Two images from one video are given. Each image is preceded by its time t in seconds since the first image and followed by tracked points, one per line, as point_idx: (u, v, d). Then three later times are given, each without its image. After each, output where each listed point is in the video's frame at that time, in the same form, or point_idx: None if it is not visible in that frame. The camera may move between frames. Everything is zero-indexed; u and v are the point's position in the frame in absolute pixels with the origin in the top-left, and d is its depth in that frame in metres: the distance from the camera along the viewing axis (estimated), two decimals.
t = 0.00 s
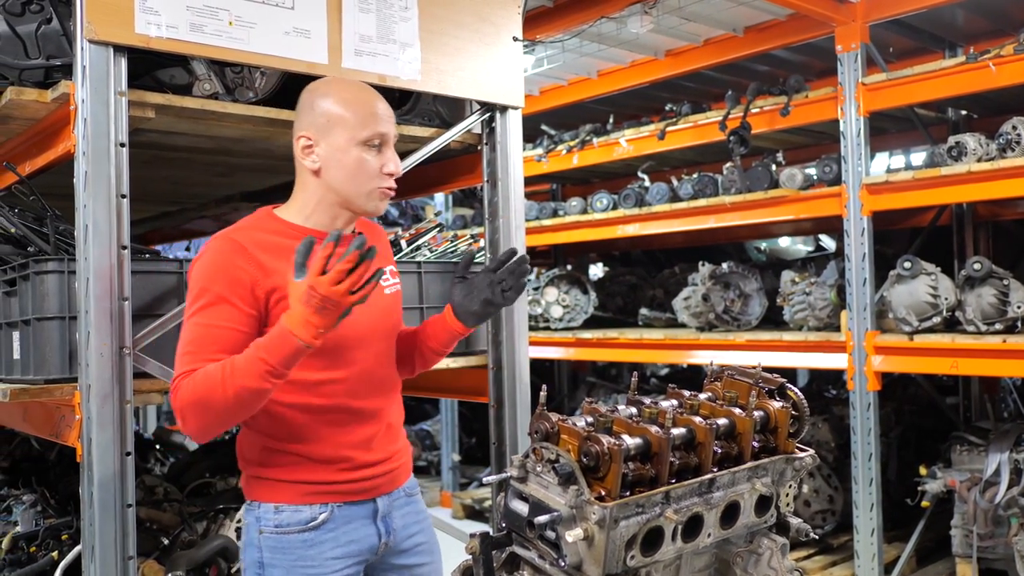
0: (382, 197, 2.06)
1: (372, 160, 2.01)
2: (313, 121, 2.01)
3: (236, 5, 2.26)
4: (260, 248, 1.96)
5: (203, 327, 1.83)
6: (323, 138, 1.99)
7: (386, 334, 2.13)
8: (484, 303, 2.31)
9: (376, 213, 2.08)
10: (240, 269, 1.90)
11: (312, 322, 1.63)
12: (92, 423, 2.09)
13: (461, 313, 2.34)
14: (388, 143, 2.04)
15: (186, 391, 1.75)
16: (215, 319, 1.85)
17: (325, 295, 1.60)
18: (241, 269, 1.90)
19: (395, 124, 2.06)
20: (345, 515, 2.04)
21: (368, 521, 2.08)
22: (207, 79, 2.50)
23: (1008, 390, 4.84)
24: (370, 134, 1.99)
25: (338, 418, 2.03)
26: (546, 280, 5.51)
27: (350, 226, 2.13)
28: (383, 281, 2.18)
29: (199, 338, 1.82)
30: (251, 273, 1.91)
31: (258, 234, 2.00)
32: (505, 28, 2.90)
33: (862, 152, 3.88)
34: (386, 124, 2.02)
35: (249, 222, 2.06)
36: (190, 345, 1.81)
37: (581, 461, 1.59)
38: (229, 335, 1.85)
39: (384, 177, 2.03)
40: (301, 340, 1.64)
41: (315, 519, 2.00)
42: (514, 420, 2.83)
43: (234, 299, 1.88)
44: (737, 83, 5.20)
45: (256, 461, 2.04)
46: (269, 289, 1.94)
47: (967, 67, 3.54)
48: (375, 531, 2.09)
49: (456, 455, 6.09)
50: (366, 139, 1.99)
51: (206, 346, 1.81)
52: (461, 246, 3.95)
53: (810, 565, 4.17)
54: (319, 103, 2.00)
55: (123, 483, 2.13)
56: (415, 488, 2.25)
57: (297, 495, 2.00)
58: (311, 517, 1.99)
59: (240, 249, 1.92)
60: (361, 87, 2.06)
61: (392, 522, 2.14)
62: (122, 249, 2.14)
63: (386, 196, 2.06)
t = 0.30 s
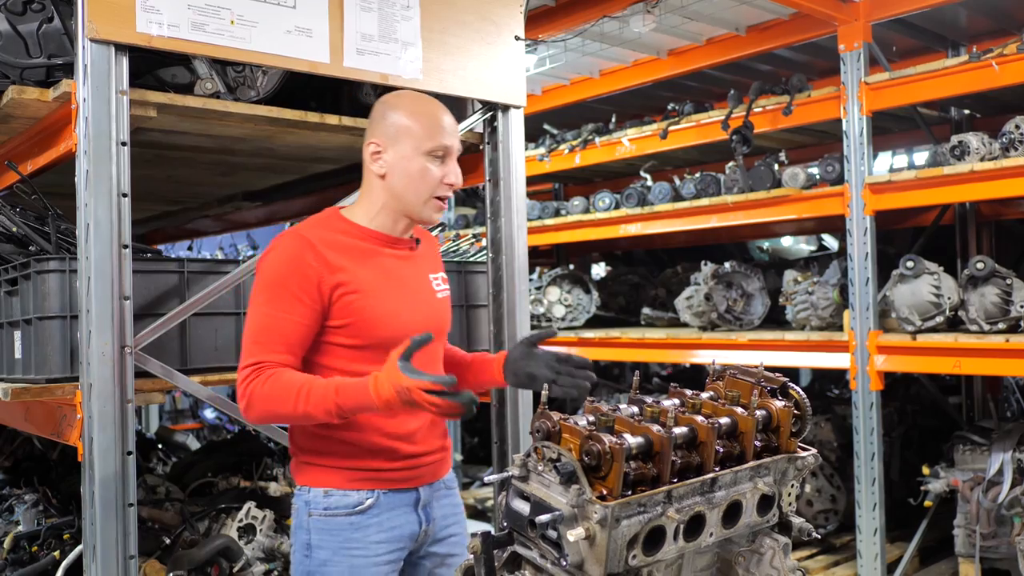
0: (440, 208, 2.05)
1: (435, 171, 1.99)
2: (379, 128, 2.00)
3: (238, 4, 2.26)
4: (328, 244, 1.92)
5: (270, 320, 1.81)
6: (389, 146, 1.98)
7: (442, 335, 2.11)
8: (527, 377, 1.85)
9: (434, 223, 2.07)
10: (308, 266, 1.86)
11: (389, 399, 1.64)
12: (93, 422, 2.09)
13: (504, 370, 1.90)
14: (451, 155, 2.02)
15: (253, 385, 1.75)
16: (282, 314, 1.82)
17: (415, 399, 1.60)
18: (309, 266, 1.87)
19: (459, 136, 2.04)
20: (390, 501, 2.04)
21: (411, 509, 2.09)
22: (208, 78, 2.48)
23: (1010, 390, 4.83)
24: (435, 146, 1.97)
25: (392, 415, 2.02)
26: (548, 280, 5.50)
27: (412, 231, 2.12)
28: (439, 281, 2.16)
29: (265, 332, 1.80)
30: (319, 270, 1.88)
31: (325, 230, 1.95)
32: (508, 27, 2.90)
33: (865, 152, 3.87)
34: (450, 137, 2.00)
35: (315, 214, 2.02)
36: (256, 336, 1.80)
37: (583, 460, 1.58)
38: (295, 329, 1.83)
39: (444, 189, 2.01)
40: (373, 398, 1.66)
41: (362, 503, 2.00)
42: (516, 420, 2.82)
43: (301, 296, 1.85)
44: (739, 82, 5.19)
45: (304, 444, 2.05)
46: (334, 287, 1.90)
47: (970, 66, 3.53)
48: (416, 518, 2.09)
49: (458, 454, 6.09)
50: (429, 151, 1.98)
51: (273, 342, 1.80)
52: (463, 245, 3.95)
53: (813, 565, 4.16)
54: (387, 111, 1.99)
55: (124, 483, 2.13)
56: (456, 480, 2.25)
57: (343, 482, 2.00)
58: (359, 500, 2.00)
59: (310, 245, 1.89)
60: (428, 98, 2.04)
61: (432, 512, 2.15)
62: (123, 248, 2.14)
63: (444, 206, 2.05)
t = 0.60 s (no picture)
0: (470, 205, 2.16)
1: (462, 170, 2.11)
2: (412, 131, 2.14)
3: None
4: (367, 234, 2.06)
5: (317, 296, 1.90)
6: (420, 148, 2.12)
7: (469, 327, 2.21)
8: (573, 317, 1.94)
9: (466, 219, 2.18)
10: (351, 251, 2.00)
11: (430, 317, 1.71)
12: (90, 420, 2.08)
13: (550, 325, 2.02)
14: (479, 156, 2.13)
15: (299, 350, 1.82)
16: (328, 290, 1.92)
17: (449, 300, 1.70)
18: (352, 251, 2.00)
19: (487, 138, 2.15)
20: (417, 485, 2.11)
21: (437, 494, 2.15)
22: (206, 75, 2.46)
23: (1010, 389, 4.82)
24: (461, 147, 2.09)
25: (423, 399, 2.11)
26: (547, 279, 5.49)
27: (447, 226, 2.25)
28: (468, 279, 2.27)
29: (312, 305, 1.88)
30: (360, 255, 2.01)
31: (365, 224, 2.11)
32: (506, 24, 2.88)
33: (865, 151, 3.87)
34: (477, 138, 2.11)
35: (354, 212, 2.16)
36: (303, 309, 1.88)
37: (581, 457, 1.58)
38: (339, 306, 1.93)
39: (471, 186, 2.12)
40: (415, 328, 1.72)
41: (392, 484, 2.06)
42: (515, 417, 2.82)
43: (344, 276, 1.96)
44: (739, 81, 5.18)
45: (336, 430, 2.13)
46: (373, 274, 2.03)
47: (970, 64, 3.52)
48: (441, 504, 2.15)
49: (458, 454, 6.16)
50: (457, 151, 2.09)
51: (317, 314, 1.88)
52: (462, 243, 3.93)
53: (813, 564, 4.15)
54: (420, 115, 2.13)
55: (121, 481, 2.12)
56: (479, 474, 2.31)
57: (374, 465, 2.08)
58: (387, 480, 2.07)
59: (351, 233, 2.03)
60: (459, 104, 2.16)
61: (456, 501, 2.20)
62: (120, 246, 2.13)
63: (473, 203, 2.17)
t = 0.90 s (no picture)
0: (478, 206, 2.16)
1: (467, 171, 2.12)
2: (422, 133, 2.16)
3: None
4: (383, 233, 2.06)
5: (335, 293, 1.90)
6: (427, 149, 2.15)
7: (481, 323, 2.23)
8: (560, 289, 2.14)
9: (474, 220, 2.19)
10: (368, 248, 2.01)
11: (447, 284, 1.77)
12: (84, 420, 2.08)
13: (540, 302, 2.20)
14: (485, 157, 2.13)
15: (320, 345, 1.83)
16: (346, 287, 1.93)
17: (460, 254, 1.78)
18: (369, 249, 2.01)
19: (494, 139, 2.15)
20: (441, 480, 2.11)
21: (460, 488, 2.16)
22: (201, 74, 2.44)
23: (1007, 388, 4.83)
24: (466, 148, 2.10)
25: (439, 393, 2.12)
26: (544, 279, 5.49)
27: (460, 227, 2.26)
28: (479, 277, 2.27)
29: (332, 301, 1.89)
30: (377, 253, 2.02)
31: (381, 223, 2.11)
32: (503, 23, 2.88)
33: (861, 150, 3.87)
34: (483, 139, 2.12)
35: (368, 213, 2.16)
36: (322, 307, 1.89)
37: (576, 457, 1.58)
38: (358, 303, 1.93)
39: (478, 187, 2.13)
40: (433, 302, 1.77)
41: (421, 475, 2.07)
42: (512, 416, 2.82)
43: (362, 272, 1.97)
44: (736, 80, 5.19)
45: (354, 428, 2.12)
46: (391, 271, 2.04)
47: (967, 64, 3.51)
48: (464, 499, 2.17)
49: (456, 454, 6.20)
50: (462, 152, 2.11)
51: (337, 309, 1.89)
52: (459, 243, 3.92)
53: (810, 564, 4.15)
54: (429, 117, 2.16)
55: (116, 481, 2.11)
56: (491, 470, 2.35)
57: (398, 460, 2.07)
58: (415, 474, 2.07)
59: (368, 232, 2.04)
60: (468, 105, 2.17)
61: (475, 497, 2.22)
62: (114, 245, 2.12)
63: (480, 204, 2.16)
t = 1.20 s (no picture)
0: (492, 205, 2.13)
1: (480, 172, 2.09)
2: (433, 135, 2.14)
3: None
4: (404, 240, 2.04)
5: (356, 308, 1.90)
6: (438, 151, 2.12)
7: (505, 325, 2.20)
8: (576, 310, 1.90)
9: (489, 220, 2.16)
10: (392, 259, 1.98)
11: (473, 325, 1.73)
12: (78, 420, 2.07)
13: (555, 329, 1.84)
14: (497, 156, 2.10)
15: (342, 364, 1.83)
16: (368, 300, 1.92)
17: (495, 308, 1.72)
18: (393, 260, 1.98)
19: (506, 138, 2.12)
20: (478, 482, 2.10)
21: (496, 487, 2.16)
22: (196, 72, 2.44)
23: (1001, 388, 4.84)
24: (478, 148, 2.07)
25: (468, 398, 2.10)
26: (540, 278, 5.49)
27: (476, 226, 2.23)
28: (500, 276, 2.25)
29: (353, 316, 1.89)
30: (402, 264, 1.99)
31: (399, 226, 2.09)
32: (498, 22, 2.88)
33: (856, 150, 3.87)
34: (495, 138, 2.09)
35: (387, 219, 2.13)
36: (344, 322, 1.89)
37: (572, 455, 1.57)
38: (381, 316, 1.92)
39: (491, 187, 2.10)
40: (459, 335, 1.75)
41: (458, 481, 2.05)
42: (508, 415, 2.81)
43: (386, 284, 1.95)
44: (731, 80, 5.19)
45: (386, 434, 2.11)
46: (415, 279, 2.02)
47: (962, 64, 3.52)
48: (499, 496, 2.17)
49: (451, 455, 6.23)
50: (474, 153, 2.08)
51: (360, 325, 1.89)
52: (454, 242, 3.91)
53: (805, 563, 4.15)
54: (439, 118, 2.13)
55: (109, 481, 2.10)
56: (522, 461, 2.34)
57: (435, 465, 2.06)
58: (454, 478, 2.05)
59: (390, 241, 2.01)
60: (479, 104, 2.14)
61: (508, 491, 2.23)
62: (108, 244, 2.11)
63: (495, 204, 2.14)
